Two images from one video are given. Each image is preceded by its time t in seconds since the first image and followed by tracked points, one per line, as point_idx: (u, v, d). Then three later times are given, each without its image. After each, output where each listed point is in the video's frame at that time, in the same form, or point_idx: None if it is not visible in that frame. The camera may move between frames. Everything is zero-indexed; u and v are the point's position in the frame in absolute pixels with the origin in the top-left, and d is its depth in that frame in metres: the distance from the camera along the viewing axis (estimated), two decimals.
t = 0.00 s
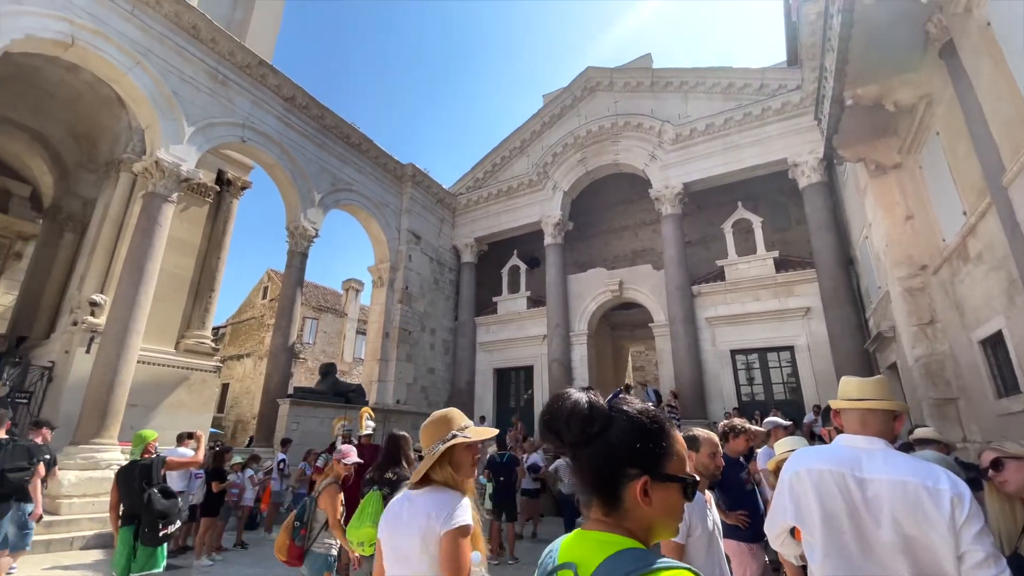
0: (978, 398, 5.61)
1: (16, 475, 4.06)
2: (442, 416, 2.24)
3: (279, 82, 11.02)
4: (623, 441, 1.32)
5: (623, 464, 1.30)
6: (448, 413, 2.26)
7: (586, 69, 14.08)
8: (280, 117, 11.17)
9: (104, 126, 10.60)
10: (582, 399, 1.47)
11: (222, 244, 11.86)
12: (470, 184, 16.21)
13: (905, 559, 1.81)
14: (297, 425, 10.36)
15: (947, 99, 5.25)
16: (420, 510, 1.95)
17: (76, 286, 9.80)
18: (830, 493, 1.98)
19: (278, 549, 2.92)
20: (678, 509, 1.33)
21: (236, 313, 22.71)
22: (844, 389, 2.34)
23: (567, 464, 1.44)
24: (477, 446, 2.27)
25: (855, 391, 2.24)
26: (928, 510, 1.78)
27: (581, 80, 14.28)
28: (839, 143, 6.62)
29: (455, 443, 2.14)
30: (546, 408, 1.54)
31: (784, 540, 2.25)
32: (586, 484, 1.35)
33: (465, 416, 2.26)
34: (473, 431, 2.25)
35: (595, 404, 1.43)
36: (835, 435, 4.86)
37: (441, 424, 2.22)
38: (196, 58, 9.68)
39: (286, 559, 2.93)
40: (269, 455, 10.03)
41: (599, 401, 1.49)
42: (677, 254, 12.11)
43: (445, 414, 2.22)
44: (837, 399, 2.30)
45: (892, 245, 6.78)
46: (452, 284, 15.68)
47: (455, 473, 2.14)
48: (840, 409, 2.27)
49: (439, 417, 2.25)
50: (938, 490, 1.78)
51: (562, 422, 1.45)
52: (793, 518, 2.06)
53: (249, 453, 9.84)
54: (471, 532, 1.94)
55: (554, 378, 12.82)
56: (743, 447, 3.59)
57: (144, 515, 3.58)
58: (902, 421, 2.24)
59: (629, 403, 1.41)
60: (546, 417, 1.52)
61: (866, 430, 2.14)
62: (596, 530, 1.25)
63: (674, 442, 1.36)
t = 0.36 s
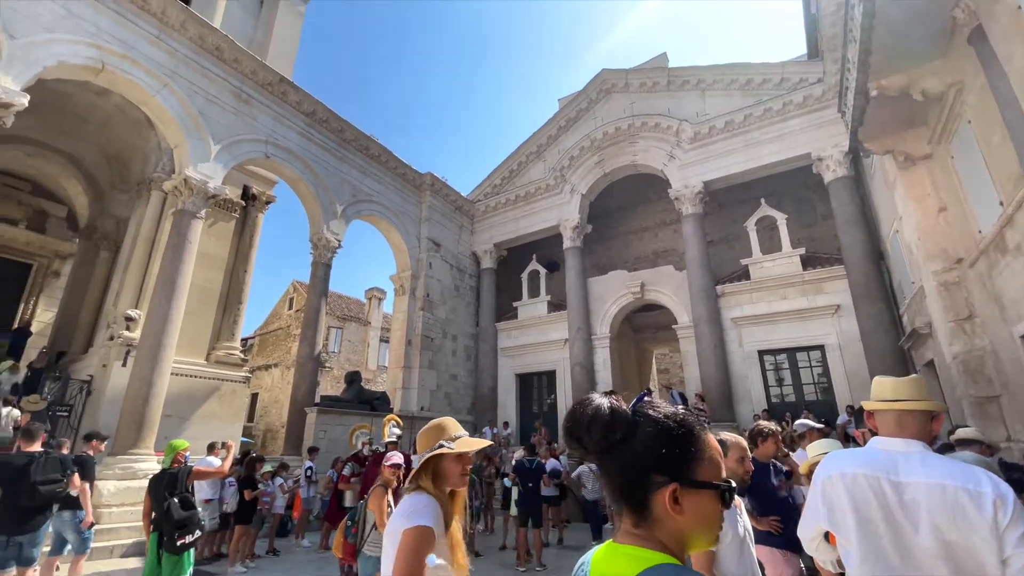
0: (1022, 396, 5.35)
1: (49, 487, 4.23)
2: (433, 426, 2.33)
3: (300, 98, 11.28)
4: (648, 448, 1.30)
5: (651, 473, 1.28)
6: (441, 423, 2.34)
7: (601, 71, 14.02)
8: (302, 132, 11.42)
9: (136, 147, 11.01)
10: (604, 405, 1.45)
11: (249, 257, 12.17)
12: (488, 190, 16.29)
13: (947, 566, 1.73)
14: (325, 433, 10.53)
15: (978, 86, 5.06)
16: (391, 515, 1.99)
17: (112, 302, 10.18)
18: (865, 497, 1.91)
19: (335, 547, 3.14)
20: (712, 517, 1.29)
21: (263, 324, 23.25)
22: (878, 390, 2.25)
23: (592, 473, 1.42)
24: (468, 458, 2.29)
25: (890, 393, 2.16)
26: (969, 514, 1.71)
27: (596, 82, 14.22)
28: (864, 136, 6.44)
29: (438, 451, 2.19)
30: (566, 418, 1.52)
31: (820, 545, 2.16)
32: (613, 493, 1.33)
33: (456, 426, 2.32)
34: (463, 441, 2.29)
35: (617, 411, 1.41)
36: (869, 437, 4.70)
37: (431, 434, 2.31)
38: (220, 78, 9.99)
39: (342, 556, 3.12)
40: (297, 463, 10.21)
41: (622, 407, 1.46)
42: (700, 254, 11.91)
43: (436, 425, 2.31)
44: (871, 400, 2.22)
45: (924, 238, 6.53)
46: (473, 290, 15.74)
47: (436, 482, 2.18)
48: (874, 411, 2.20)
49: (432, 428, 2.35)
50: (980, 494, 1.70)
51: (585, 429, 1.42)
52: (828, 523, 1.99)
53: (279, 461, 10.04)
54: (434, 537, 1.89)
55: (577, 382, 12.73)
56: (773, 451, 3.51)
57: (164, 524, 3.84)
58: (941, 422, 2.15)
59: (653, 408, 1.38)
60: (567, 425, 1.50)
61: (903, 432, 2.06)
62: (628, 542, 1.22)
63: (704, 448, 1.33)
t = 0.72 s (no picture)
0: None
1: (96, 496, 4.45)
2: (459, 431, 2.35)
3: (326, 112, 11.56)
4: (684, 453, 1.26)
5: (689, 479, 1.24)
6: (466, 428, 2.36)
7: (621, 70, 13.89)
8: (328, 145, 11.70)
9: (173, 166, 11.49)
10: (635, 408, 1.41)
11: (282, 268, 12.52)
12: (511, 194, 16.34)
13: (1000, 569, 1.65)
14: (359, 438, 10.73)
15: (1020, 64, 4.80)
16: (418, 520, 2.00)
17: (155, 316, 10.63)
18: (910, 498, 1.83)
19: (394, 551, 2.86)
20: (757, 521, 1.25)
21: (297, 333, 23.86)
22: (921, 384, 2.13)
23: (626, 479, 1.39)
24: (494, 462, 2.29)
25: (934, 389, 2.05)
26: None
27: (616, 80, 14.09)
28: (899, 121, 6.18)
29: (463, 455, 2.20)
30: (595, 424, 1.49)
31: (863, 546, 2.09)
32: (650, 500, 1.30)
33: (482, 430, 2.34)
34: (488, 446, 2.30)
35: (649, 414, 1.37)
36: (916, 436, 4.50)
37: (457, 438, 2.33)
38: (249, 97, 10.33)
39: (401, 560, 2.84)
40: (333, 468, 10.43)
41: (655, 409, 1.42)
42: (730, 250, 11.65)
43: (461, 429, 2.32)
44: (914, 397, 2.12)
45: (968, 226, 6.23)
46: (499, 294, 15.79)
47: (464, 487, 2.19)
48: (919, 408, 2.10)
49: (457, 432, 2.36)
50: None
51: (617, 435, 1.40)
52: (871, 524, 1.92)
53: (315, 467, 10.27)
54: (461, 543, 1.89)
55: (607, 384, 12.60)
56: (816, 450, 3.40)
57: (195, 528, 4.21)
58: (990, 417, 2.05)
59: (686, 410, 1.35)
60: (596, 431, 1.48)
61: (950, 429, 1.97)
62: (668, 549, 1.20)
63: (743, 450, 1.29)
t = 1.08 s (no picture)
0: None
1: (144, 500, 4.67)
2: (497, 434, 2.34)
3: (351, 122, 11.80)
4: (732, 454, 1.20)
5: (742, 481, 1.18)
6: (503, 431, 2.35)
7: (644, 64, 13.69)
8: (355, 155, 11.95)
9: (209, 181, 11.94)
10: (683, 412, 1.38)
11: (314, 276, 12.85)
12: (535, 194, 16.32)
13: None
14: (393, 441, 10.90)
15: None
16: (466, 524, 1.99)
17: (196, 325, 11.07)
18: (962, 491, 1.73)
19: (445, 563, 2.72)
20: (833, 526, 1.14)
21: (330, 339, 24.43)
22: (953, 385, 2.13)
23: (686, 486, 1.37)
24: (531, 465, 2.32)
25: (965, 386, 2.04)
26: None
27: (639, 74, 13.90)
28: (937, 102, 5.89)
29: (507, 458, 2.20)
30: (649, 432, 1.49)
31: (911, 542, 2.04)
32: (704, 504, 1.26)
33: (520, 433, 2.34)
34: (527, 450, 2.31)
35: (696, 416, 1.33)
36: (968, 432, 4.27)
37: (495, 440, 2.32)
38: (278, 110, 10.64)
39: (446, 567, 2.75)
40: (369, 470, 10.61)
41: (707, 411, 1.37)
42: (763, 243, 11.32)
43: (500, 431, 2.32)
44: (947, 399, 2.11)
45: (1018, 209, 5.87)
46: (526, 295, 15.79)
47: (508, 490, 2.17)
48: (956, 409, 2.07)
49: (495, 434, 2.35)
50: None
51: (669, 438, 1.38)
52: (921, 518, 1.83)
53: (351, 470, 10.49)
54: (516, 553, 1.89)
55: (638, 383, 12.43)
56: (861, 448, 3.26)
57: (232, 530, 4.44)
58: None
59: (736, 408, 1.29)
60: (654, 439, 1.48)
61: (992, 424, 1.91)
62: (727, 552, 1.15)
63: (803, 446, 1.20)
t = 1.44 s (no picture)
0: None
1: (202, 501, 4.93)
2: (549, 436, 2.33)
3: (383, 131, 12.05)
4: (834, 445, 1.10)
5: (844, 474, 1.08)
6: (555, 433, 2.34)
7: (673, 54, 13.40)
8: (388, 163, 12.21)
9: (252, 195, 12.47)
10: (762, 403, 1.27)
11: (354, 282, 13.22)
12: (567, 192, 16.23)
13: None
14: (434, 441, 11.07)
15: None
16: (524, 530, 1.98)
17: (245, 333, 11.59)
18: None
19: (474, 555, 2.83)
20: (946, 523, 1.04)
21: (370, 343, 25.08)
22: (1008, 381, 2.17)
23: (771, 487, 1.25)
24: (584, 469, 2.32)
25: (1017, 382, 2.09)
26: None
27: (668, 65, 13.63)
28: (991, 74, 5.51)
29: (562, 462, 2.19)
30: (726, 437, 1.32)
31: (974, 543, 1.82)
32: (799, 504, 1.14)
33: (572, 436, 2.33)
34: (580, 452, 2.30)
35: (783, 407, 1.22)
36: None
37: (547, 442, 2.32)
38: (313, 124, 10.99)
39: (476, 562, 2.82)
40: (411, 470, 10.83)
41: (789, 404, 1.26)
42: (806, 232, 10.88)
43: (553, 433, 2.31)
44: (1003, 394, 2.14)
45: None
46: (560, 294, 15.74)
47: (563, 493, 2.17)
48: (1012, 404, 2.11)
49: (546, 436, 2.35)
50: None
51: (750, 437, 1.24)
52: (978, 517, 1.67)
53: (395, 470, 10.72)
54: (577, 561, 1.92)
55: (679, 380, 12.19)
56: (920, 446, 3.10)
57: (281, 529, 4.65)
58: None
59: (831, 399, 1.19)
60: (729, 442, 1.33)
61: None
62: (827, 559, 1.03)
63: (909, 438, 1.10)
